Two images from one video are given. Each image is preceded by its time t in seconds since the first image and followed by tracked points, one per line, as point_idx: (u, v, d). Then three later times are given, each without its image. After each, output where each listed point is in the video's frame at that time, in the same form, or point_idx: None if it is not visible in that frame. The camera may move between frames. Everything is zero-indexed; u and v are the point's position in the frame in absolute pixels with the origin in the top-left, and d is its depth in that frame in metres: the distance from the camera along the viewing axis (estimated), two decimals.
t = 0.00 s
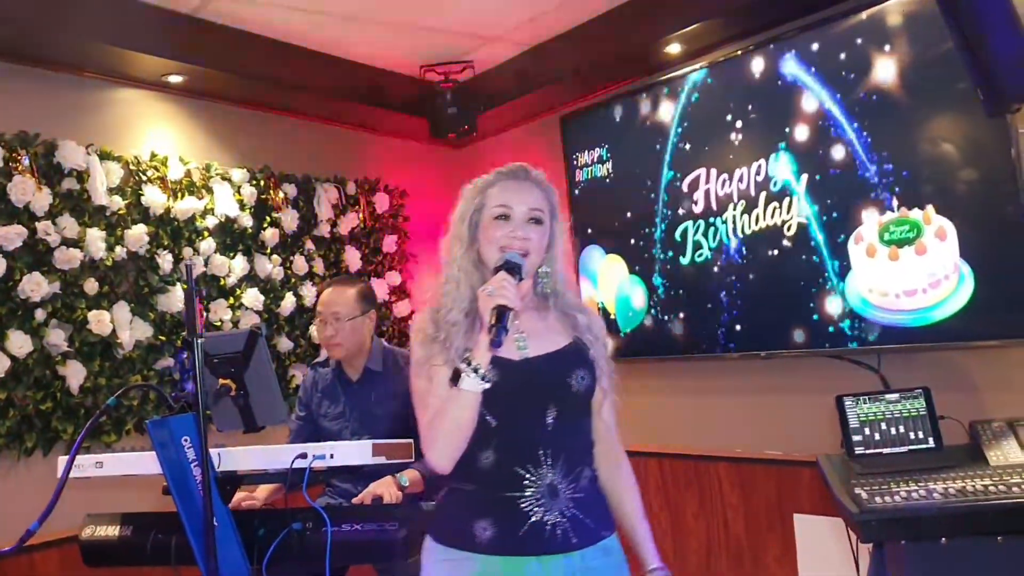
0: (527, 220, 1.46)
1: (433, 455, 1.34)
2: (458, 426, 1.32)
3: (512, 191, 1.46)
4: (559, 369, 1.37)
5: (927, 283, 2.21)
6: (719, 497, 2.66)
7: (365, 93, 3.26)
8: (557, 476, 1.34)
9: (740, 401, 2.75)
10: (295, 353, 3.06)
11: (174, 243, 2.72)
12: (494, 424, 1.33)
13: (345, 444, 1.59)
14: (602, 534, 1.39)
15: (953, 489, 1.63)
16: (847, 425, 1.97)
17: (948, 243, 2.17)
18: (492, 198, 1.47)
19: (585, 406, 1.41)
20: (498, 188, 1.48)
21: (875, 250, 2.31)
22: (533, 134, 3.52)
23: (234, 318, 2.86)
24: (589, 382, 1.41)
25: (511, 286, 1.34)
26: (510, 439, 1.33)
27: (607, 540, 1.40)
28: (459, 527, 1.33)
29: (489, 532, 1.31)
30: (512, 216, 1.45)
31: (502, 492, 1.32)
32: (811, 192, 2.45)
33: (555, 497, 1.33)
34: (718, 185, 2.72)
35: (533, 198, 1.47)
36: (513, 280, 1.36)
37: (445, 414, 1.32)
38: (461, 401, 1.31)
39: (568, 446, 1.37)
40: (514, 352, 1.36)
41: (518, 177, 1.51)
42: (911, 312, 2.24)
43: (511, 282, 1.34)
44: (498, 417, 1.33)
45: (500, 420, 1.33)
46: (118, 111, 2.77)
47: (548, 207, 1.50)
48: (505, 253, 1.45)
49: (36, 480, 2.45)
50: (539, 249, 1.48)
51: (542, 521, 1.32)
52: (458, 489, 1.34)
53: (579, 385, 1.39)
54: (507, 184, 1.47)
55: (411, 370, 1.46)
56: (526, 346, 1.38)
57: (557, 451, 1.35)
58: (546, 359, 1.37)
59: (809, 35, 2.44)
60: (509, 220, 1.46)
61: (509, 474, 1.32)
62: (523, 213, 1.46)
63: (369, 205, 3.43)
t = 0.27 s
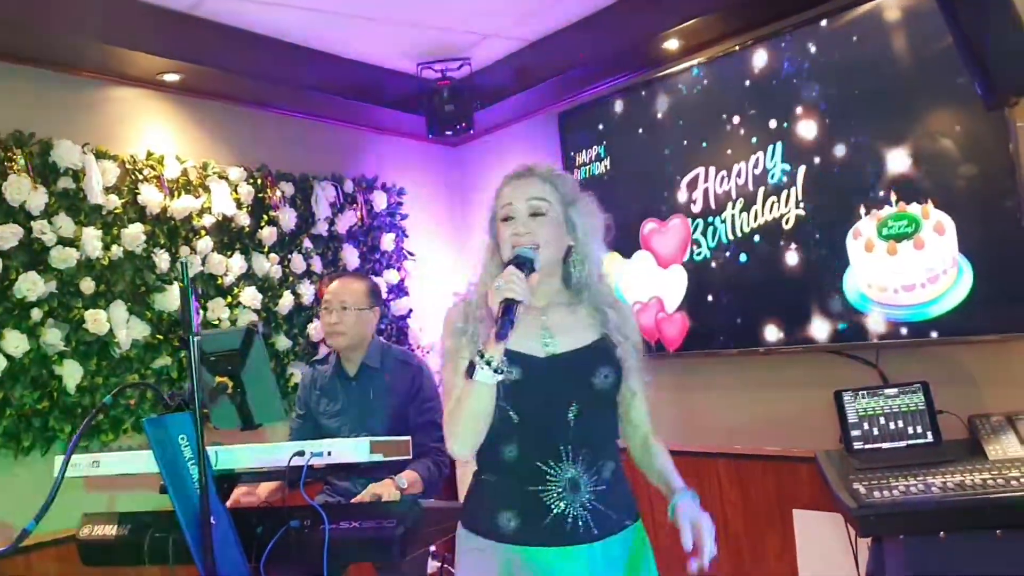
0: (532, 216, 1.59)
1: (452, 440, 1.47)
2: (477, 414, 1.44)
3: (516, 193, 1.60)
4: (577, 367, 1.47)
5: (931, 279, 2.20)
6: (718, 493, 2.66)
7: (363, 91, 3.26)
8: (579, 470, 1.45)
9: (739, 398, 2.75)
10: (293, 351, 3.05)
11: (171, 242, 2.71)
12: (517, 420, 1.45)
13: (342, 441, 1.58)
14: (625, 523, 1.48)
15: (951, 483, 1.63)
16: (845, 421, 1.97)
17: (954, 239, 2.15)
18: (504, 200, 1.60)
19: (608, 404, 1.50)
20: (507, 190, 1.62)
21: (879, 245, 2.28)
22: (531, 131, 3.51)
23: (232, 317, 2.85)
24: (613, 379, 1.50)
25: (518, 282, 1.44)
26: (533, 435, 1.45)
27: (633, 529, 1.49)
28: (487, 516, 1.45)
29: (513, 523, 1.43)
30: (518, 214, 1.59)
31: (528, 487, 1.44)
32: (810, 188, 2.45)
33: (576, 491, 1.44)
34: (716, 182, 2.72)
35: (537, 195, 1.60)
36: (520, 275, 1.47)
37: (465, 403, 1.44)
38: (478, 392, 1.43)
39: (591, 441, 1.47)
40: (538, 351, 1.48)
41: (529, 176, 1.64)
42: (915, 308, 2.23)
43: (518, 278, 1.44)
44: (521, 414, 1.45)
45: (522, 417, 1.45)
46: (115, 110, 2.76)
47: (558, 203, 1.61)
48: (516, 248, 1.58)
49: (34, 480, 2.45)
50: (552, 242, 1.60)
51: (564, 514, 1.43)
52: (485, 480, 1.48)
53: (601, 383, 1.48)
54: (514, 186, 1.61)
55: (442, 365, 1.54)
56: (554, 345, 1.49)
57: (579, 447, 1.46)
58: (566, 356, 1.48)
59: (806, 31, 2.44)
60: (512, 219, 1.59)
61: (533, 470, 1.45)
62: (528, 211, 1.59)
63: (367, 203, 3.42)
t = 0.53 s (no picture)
0: (540, 211, 1.47)
1: (449, 432, 1.43)
2: (467, 402, 1.40)
3: (526, 186, 1.49)
4: (579, 362, 1.39)
5: (904, 256, 2.24)
6: (719, 489, 2.65)
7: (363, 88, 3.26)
8: (579, 464, 1.35)
9: (740, 393, 2.74)
10: (293, 349, 3.04)
11: (170, 239, 2.71)
12: (517, 413, 1.39)
13: (342, 437, 1.57)
14: (627, 518, 1.36)
15: (952, 476, 1.62)
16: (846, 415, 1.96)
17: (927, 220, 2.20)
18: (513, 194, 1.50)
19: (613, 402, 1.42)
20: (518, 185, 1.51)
21: (857, 216, 2.33)
22: (531, 127, 3.50)
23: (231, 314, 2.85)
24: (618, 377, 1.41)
25: (503, 269, 1.37)
26: (534, 427, 1.37)
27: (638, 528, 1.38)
28: (485, 508, 1.37)
29: (512, 513, 1.34)
30: (526, 208, 1.48)
31: (524, 477, 1.35)
32: (810, 183, 2.44)
33: (575, 484, 1.34)
34: (716, 177, 2.71)
35: (546, 189, 1.48)
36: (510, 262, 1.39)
37: (456, 393, 1.40)
38: (467, 381, 1.39)
39: (593, 436, 1.38)
40: (543, 346, 1.41)
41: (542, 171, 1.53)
42: (889, 283, 2.27)
43: (504, 265, 1.37)
44: (521, 405, 1.39)
45: (522, 408, 1.39)
46: (114, 107, 2.76)
47: (569, 199, 1.50)
48: (519, 240, 1.47)
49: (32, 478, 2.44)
50: (560, 239, 1.47)
51: (562, 506, 1.33)
52: (487, 471, 1.41)
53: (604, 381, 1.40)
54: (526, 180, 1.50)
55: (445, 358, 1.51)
56: (559, 341, 1.41)
57: (579, 440, 1.37)
58: (572, 354, 1.40)
59: (805, 25, 2.43)
60: (523, 214, 1.47)
61: (532, 462, 1.36)
62: (535, 205, 1.47)
63: (367, 200, 3.42)
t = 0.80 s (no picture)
0: (544, 212, 1.42)
1: (448, 427, 1.46)
2: (463, 404, 1.44)
3: (532, 185, 1.44)
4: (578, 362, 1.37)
5: (908, 233, 2.22)
6: (725, 484, 2.64)
7: (366, 83, 3.25)
8: (579, 463, 1.33)
9: (747, 388, 2.73)
10: (297, 345, 3.03)
11: (174, 235, 2.70)
12: (516, 411, 1.38)
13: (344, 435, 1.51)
14: (629, 517, 1.32)
15: (958, 471, 1.60)
16: (851, 409, 1.94)
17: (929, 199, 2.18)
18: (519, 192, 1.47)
19: (616, 401, 1.38)
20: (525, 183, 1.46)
21: (860, 194, 2.31)
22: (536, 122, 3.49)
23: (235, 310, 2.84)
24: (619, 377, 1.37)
25: (494, 277, 1.34)
26: (533, 425, 1.36)
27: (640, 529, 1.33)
28: (488, 503, 1.37)
29: (512, 510, 1.33)
30: (530, 207, 1.43)
31: (524, 475, 1.34)
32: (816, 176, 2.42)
33: (574, 483, 1.31)
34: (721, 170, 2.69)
35: (550, 190, 1.43)
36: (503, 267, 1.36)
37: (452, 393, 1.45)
38: (462, 383, 1.43)
39: (593, 437, 1.34)
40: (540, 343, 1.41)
41: (550, 169, 1.49)
42: (892, 259, 2.25)
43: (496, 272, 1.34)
44: (521, 404, 1.37)
45: (522, 406, 1.37)
46: (116, 103, 2.75)
47: (575, 198, 1.45)
48: (521, 240, 1.42)
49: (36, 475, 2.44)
50: (564, 240, 1.42)
51: (560, 505, 1.30)
52: (492, 467, 1.40)
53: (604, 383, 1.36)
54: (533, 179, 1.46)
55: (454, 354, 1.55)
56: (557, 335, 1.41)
57: (579, 440, 1.34)
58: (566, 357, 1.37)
59: (811, 16, 2.41)
60: (528, 213, 1.43)
61: (532, 460, 1.34)
62: (539, 206, 1.42)
63: (372, 195, 3.41)
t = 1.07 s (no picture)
0: (555, 203, 1.39)
1: (459, 423, 1.43)
2: (474, 399, 1.41)
3: (544, 176, 1.42)
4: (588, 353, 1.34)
5: (913, 199, 2.20)
6: (733, 480, 2.61)
7: (368, 77, 3.22)
8: (592, 457, 1.29)
9: (755, 382, 2.69)
10: (300, 341, 3.01)
11: (174, 231, 2.67)
12: (526, 405, 1.35)
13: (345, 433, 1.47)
14: (646, 514, 1.28)
15: (970, 467, 1.57)
16: (861, 404, 1.91)
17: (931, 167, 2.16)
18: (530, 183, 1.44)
19: (629, 393, 1.35)
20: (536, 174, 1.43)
21: (863, 165, 2.29)
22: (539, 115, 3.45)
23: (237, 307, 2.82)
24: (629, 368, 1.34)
25: (504, 270, 1.31)
26: (543, 420, 1.32)
27: (657, 527, 1.29)
28: (500, 502, 1.33)
29: (524, 509, 1.29)
30: (541, 198, 1.41)
31: (535, 471, 1.30)
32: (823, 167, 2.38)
33: (587, 478, 1.28)
34: (728, 163, 2.66)
35: (561, 180, 1.40)
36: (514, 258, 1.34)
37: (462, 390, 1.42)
38: (470, 377, 1.41)
39: (605, 429, 1.31)
40: (550, 336, 1.38)
41: (560, 159, 1.46)
42: (897, 227, 2.22)
43: (506, 263, 1.31)
44: (530, 397, 1.34)
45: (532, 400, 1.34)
46: (115, 97, 2.73)
47: (586, 189, 1.42)
48: (532, 232, 1.40)
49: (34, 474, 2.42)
50: (576, 231, 1.39)
51: (573, 501, 1.27)
52: (503, 465, 1.36)
53: (614, 373, 1.34)
54: (544, 170, 1.43)
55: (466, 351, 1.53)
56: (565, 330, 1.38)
57: (591, 433, 1.30)
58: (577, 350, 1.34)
59: (818, 6, 2.37)
60: (538, 202, 1.41)
61: (543, 455, 1.31)
62: (550, 197, 1.39)
63: (375, 190, 3.38)
